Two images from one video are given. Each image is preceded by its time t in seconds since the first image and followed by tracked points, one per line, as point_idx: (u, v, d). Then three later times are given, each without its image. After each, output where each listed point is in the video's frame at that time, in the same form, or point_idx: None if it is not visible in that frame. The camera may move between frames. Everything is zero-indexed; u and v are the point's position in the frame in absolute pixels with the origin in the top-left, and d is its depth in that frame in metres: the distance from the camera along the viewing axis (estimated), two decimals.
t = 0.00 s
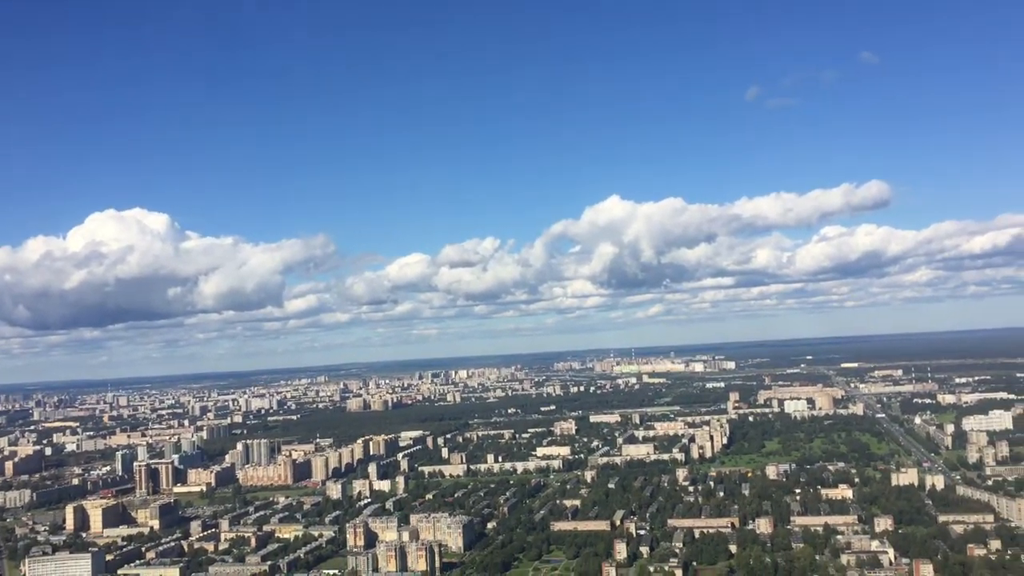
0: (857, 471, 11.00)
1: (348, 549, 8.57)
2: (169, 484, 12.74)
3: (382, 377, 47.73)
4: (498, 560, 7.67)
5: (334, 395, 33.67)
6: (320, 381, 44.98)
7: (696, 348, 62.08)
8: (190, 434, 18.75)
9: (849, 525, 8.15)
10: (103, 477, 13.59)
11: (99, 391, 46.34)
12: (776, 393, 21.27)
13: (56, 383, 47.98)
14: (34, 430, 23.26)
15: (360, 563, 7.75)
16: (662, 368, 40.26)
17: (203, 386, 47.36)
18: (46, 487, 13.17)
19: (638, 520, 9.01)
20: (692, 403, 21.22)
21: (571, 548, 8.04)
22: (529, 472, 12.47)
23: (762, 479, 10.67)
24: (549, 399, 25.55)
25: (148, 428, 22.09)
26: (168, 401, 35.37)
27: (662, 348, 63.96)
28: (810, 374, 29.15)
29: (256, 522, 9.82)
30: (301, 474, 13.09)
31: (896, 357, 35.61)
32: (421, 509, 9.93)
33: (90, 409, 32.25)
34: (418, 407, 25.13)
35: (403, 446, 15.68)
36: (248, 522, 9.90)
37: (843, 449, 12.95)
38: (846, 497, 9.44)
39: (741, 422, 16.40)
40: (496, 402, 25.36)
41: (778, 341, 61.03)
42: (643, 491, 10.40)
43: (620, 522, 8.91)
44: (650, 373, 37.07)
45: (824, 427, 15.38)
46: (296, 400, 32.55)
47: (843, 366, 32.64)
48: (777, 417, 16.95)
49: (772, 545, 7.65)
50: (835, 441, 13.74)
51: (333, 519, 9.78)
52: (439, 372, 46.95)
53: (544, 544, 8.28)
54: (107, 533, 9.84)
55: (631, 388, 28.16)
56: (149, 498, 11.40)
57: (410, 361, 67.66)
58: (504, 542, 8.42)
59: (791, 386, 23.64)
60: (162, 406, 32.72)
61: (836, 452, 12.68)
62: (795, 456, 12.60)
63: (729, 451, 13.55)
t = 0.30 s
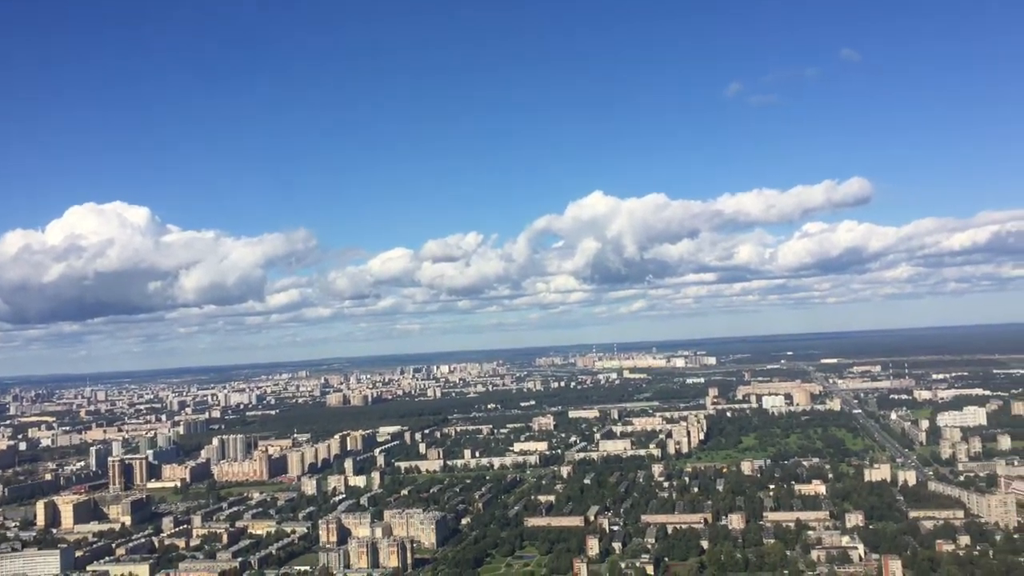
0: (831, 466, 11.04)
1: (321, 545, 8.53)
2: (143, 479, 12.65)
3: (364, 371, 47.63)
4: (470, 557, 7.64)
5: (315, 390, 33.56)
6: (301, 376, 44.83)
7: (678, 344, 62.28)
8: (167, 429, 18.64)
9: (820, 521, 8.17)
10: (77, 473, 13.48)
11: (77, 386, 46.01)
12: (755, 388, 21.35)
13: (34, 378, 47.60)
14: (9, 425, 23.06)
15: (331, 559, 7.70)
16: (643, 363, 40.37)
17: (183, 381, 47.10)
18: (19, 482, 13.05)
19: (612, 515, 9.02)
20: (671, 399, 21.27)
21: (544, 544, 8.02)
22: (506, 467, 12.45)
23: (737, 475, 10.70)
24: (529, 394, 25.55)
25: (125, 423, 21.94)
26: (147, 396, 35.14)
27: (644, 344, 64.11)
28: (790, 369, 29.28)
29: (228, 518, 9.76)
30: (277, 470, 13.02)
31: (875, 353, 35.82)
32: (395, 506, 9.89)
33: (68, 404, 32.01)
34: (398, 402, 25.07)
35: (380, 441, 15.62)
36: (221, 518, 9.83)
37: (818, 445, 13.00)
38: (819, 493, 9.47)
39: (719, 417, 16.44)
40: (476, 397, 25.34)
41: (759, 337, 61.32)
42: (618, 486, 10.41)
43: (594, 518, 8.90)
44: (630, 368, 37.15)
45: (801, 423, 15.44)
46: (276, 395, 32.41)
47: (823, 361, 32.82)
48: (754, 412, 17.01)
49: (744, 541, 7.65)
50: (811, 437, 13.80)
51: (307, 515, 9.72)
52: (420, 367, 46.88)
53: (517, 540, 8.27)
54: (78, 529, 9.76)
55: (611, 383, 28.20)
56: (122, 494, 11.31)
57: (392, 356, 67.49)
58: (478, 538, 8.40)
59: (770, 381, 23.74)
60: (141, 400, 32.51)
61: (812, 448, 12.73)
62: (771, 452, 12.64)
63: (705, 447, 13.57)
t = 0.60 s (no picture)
0: (810, 461, 11.06)
1: (297, 542, 8.48)
2: (121, 475, 12.56)
3: (348, 367, 47.51)
4: (446, 553, 7.61)
5: (299, 386, 33.45)
6: (286, 372, 44.69)
7: (664, 339, 62.39)
8: (148, 426, 18.53)
9: (797, 516, 8.18)
10: (55, 470, 13.38)
11: (60, 382, 45.73)
12: (737, 384, 21.39)
13: (17, 374, 47.28)
14: None
15: (306, 556, 7.65)
16: (628, 359, 40.42)
17: (168, 377, 46.87)
18: None
19: (590, 511, 9.00)
20: (654, 394, 21.30)
21: (521, 540, 8.00)
22: (486, 463, 12.42)
23: (717, 470, 10.70)
24: (513, 390, 25.53)
25: (106, 419, 21.80)
26: (130, 392, 34.94)
27: (630, 339, 64.19)
28: (773, 365, 29.37)
29: (205, 515, 9.70)
30: (256, 466, 12.95)
31: (859, 348, 35.96)
32: (374, 502, 9.86)
33: (49, 400, 31.79)
34: (382, 398, 25.01)
35: (362, 437, 15.57)
36: (197, 515, 9.77)
37: (798, 440, 13.02)
38: (797, 488, 9.49)
39: (701, 413, 16.46)
40: (460, 393, 25.30)
41: (744, 332, 61.49)
42: (598, 482, 10.39)
43: (572, 513, 8.89)
44: (615, 363, 37.20)
45: (783, 418, 15.47)
46: (260, 391, 32.29)
47: (806, 356, 32.94)
48: (736, 408, 17.04)
49: (720, 536, 7.66)
50: (791, 432, 13.82)
51: (284, 512, 9.66)
52: (406, 362, 46.82)
53: (494, 536, 8.24)
54: (53, 526, 9.68)
55: (595, 379, 28.20)
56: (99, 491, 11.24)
57: (378, 352, 67.37)
58: (454, 534, 8.36)
59: (753, 377, 23.79)
60: (124, 396, 32.32)
61: (792, 443, 12.75)
62: (751, 447, 12.66)
63: (686, 442, 13.58)
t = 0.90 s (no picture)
0: (790, 460, 11.08)
1: (275, 543, 8.44)
2: (100, 476, 12.48)
3: (334, 366, 47.42)
4: (424, 553, 7.58)
5: (284, 385, 33.35)
6: (272, 372, 44.54)
7: (651, 338, 62.50)
8: (129, 426, 18.43)
9: (775, 514, 8.19)
10: (33, 470, 13.29)
11: (44, 382, 45.46)
12: (722, 383, 21.46)
13: None
14: None
15: (283, 557, 7.61)
16: (614, 357, 40.46)
17: (152, 377, 46.63)
18: None
19: (570, 510, 8.99)
20: (638, 393, 21.32)
21: (499, 540, 7.98)
22: (468, 463, 12.40)
23: (698, 469, 10.71)
24: (498, 389, 25.50)
25: (88, 419, 21.68)
26: (114, 391, 34.76)
27: (617, 338, 64.28)
28: (759, 363, 29.45)
29: (184, 515, 9.65)
30: (237, 466, 12.89)
31: (844, 347, 36.09)
32: (354, 502, 9.83)
33: (32, 400, 31.59)
34: (366, 398, 24.92)
35: (344, 437, 15.51)
36: (176, 516, 9.72)
37: (780, 439, 13.02)
38: (777, 486, 9.50)
39: (683, 411, 16.49)
40: (445, 392, 25.27)
41: (731, 331, 61.59)
42: (578, 481, 10.39)
43: (551, 513, 8.87)
44: (601, 362, 37.25)
45: (765, 417, 15.51)
46: (244, 390, 32.17)
47: (791, 355, 33.03)
48: (719, 407, 17.06)
49: (698, 535, 7.65)
50: (774, 431, 13.85)
51: (263, 512, 9.62)
52: (392, 362, 46.76)
53: (473, 536, 8.22)
54: (29, 528, 9.61)
55: (580, 378, 28.18)
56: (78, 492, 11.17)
57: (365, 352, 67.22)
58: (433, 535, 8.34)
59: (737, 375, 23.88)
60: (107, 396, 32.13)
61: (773, 442, 12.75)
62: (733, 446, 12.68)
63: (669, 441, 13.57)
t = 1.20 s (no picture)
0: (768, 465, 11.09)
1: (248, 550, 8.37)
2: (75, 483, 12.36)
3: (318, 371, 47.24)
4: (397, 560, 7.54)
5: (267, 390, 33.19)
6: (255, 376, 44.35)
7: (635, 343, 62.60)
8: (107, 431, 18.28)
9: (750, 520, 8.18)
10: (8, 476, 13.15)
11: (24, 386, 45.08)
12: (703, 388, 21.49)
13: None
14: None
15: (254, 564, 7.55)
16: (598, 362, 40.50)
17: (133, 381, 46.32)
18: None
19: (546, 516, 8.96)
20: (620, 398, 21.32)
21: (474, 546, 7.95)
22: (447, 468, 12.35)
23: (675, 474, 10.71)
24: (481, 394, 25.46)
25: (67, 424, 21.50)
26: (94, 396, 34.50)
27: (601, 343, 64.33)
28: (741, 368, 29.53)
29: (158, 522, 9.57)
30: (214, 472, 12.79)
31: (826, 352, 36.24)
32: (330, 508, 9.77)
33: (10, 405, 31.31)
34: (348, 403, 24.84)
35: (323, 442, 15.44)
36: (150, 522, 9.63)
37: (758, 444, 13.04)
38: (754, 492, 9.50)
39: (664, 416, 16.49)
40: (427, 397, 25.20)
41: (716, 336, 61.69)
42: (556, 487, 10.36)
43: (527, 519, 8.84)
44: (585, 367, 37.27)
45: (745, 422, 15.53)
46: (226, 395, 31.98)
47: (773, 360, 33.15)
48: (700, 412, 17.08)
49: (672, 541, 7.64)
50: (753, 436, 13.87)
51: (237, 518, 9.55)
52: (375, 366, 46.63)
53: (448, 543, 8.18)
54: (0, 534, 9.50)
55: (563, 383, 28.16)
56: (51, 498, 11.06)
57: (349, 356, 66.99)
58: (408, 541, 8.29)
59: (719, 380, 23.93)
60: (87, 401, 31.88)
61: (752, 447, 12.78)
62: (712, 451, 12.68)
63: (648, 447, 13.58)
